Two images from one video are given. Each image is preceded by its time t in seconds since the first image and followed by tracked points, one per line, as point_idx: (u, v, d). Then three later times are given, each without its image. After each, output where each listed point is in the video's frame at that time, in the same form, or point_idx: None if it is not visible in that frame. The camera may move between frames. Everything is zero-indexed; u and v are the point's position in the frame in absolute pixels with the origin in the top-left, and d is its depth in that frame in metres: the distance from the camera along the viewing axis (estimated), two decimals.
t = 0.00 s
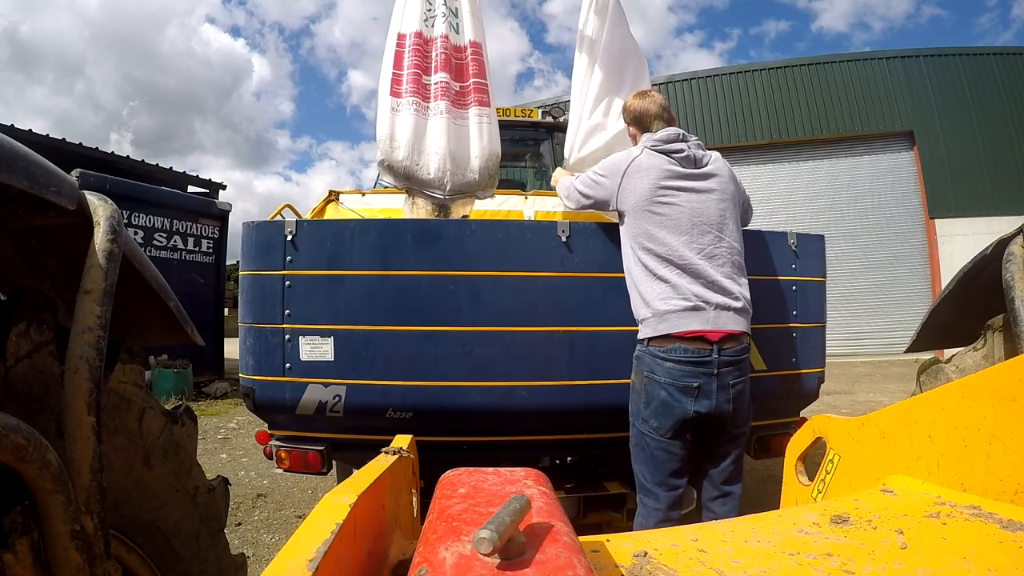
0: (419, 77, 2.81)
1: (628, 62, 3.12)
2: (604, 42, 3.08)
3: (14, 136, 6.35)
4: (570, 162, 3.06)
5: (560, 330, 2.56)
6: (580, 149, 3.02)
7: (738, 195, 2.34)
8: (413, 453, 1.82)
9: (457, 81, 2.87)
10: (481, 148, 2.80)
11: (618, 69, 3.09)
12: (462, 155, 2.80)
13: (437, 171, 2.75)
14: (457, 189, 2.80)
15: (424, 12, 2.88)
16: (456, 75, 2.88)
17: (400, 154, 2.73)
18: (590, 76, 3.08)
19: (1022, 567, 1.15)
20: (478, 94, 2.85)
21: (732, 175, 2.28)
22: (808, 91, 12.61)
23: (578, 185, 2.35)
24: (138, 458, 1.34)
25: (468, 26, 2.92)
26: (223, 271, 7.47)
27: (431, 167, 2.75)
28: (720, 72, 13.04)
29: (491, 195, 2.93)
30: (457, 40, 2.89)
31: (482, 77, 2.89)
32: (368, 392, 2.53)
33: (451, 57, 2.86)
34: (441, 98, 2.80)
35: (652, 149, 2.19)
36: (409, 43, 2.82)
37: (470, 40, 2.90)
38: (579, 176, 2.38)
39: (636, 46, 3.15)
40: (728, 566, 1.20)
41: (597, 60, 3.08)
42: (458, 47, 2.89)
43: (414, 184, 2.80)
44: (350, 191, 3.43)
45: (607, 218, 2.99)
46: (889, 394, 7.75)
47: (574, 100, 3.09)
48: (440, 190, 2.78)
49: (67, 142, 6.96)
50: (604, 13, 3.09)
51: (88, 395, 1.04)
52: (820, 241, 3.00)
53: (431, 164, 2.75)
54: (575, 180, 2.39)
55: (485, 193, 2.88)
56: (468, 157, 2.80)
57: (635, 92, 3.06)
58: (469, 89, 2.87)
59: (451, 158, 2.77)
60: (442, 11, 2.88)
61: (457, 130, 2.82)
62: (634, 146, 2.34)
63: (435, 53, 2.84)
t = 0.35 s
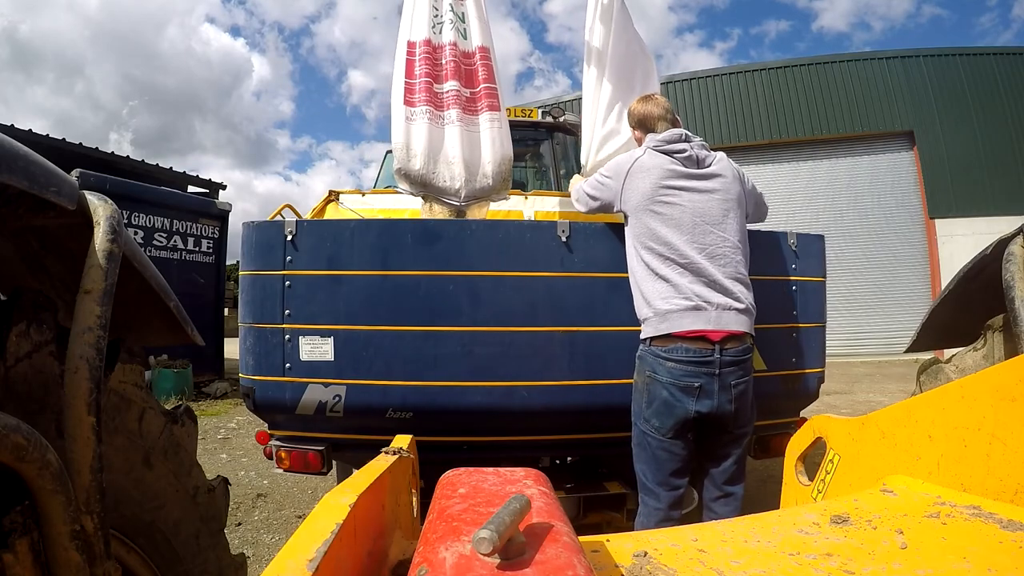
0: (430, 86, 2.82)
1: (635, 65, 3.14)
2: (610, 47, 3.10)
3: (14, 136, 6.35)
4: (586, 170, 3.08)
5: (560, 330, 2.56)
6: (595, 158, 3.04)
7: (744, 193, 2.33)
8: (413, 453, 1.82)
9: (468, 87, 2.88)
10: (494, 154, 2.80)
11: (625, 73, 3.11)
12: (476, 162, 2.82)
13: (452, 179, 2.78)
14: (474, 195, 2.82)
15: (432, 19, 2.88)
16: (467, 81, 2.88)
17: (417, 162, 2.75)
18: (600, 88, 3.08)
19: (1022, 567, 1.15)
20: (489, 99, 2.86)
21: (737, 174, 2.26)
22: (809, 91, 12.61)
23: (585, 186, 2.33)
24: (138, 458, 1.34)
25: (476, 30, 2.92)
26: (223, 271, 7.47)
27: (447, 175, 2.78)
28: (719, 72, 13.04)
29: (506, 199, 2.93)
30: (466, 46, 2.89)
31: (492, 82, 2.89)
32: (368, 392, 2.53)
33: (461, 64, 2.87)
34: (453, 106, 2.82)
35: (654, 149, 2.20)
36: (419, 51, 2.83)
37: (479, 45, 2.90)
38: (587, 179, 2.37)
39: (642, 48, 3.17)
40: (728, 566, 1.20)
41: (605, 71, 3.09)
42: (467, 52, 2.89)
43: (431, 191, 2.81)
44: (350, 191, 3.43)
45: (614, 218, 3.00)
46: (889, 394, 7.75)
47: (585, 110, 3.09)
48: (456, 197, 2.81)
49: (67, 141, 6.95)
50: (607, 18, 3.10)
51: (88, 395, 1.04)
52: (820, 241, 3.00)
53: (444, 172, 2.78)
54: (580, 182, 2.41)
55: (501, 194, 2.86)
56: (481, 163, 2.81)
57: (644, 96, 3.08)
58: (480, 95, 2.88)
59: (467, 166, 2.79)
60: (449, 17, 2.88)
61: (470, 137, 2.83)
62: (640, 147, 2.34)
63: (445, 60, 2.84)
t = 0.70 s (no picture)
0: (432, 94, 2.83)
1: (636, 66, 3.15)
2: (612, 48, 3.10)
3: (14, 136, 6.35)
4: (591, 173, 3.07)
5: (560, 330, 2.56)
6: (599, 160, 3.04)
7: (750, 195, 2.33)
8: (413, 453, 1.82)
9: (469, 93, 2.88)
10: (495, 159, 2.80)
11: (628, 72, 3.12)
12: (477, 167, 2.83)
13: (455, 187, 2.79)
14: (476, 200, 2.82)
15: (432, 25, 2.88)
16: (468, 87, 2.88)
17: (421, 172, 2.78)
18: (602, 90, 3.09)
19: (1022, 566, 1.15)
20: (490, 104, 2.85)
21: (743, 176, 2.27)
22: (809, 91, 12.61)
23: (592, 188, 2.34)
24: (138, 458, 1.34)
25: (477, 34, 2.91)
26: (223, 271, 7.47)
27: (450, 183, 2.80)
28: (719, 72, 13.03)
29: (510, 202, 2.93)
30: (466, 51, 2.89)
31: (493, 86, 2.88)
32: (368, 392, 2.53)
33: (462, 69, 2.87)
34: (455, 113, 2.82)
35: (661, 150, 2.20)
36: (420, 59, 2.84)
37: (479, 49, 2.89)
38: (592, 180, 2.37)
39: (643, 48, 3.17)
40: (728, 566, 1.20)
41: (608, 73, 3.09)
42: (467, 57, 2.89)
43: (435, 200, 2.83)
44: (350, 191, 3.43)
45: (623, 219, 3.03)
46: (889, 394, 7.75)
47: (587, 111, 3.09)
48: (459, 204, 2.82)
49: (67, 142, 6.95)
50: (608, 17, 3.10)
51: (88, 395, 1.04)
52: (820, 241, 3.00)
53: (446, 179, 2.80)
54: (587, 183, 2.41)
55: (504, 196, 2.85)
56: (482, 169, 2.81)
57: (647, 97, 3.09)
58: (481, 100, 2.87)
59: (469, 172, 2.80)
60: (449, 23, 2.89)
61: (472, 144, 2.84)
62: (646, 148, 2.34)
63: (446, 67, 2.85)
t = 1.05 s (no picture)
0: (423, 96, 2.83)
1: (637, 65, 3.14)
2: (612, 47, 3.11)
3: (14, 136, 6.35)
4: (591, 173, 3.09)
5: (560, 330, 2.56)
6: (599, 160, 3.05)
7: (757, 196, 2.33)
8: (413, 453, 1.82)
9: (462, 95, 2.88)
10: (486, 161, 2.80)
11: (628, 71, 3.12)
12: (468, 170, 2.84)
13: (445, 189, 2.81)
14: (467, 203, 2.83)
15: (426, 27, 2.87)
16: (460, 89, 2.89)
17: (411, 175, 2.78)
18: (602, 90, 3.09)
19: (1022, 566, 1.15)
20: (482, 106, 2.84)
21: (752, 178, 2.27)
22: (809, 91, 12.61)
23: (597, 187, 2.34)
24: (138, 458, 1.34)
25: (471, 36, 2.89)
26: (223, 271, 7.48)
27: (440, 185, 2.81)
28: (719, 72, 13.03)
29: (502, 203, 2.94)
30: (460, 53, 2.88)
31: (485, 89, 2.87)
32: (368, 392, 2.53)
33: (454, 72, 2.87)
34: (447, 116, 2.84)
35: (671, 150, 2.20)
36: (412, 62, 2.83)
37: (473, 51, 2.88)
38: (597, 180, 2.37)
39: (644, 46, 3.17)
40: (728, 566, 1.20)
41: (608, 73, 3.09)
42: (460, 59, 2.89)
43: (426, 202, 2.85)
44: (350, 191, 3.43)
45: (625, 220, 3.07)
46: (889, 394, 7.75)
47: (587, 111, 3.10)
48: (448, 207, 2.83)
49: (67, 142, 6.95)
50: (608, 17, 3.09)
51: (88, 395, 1.04)
52: (820, 241, 3.00)
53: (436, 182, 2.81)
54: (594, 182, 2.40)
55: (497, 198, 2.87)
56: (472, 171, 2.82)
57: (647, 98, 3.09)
58: (473, 103, 2.87)
59: (459, 175, 2.82)
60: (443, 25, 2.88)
61: (462, 147, 2.85)
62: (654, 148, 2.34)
63: (439, 70, 2.85)
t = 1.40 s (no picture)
0: (415, 92, 2.83)
1: (639, 64, 3.14)
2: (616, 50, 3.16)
3: (13, 136, 6.35)
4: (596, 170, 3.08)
5: (560, 330, 2.56)
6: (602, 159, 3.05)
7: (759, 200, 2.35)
8: (413, 453, 1.82)
9: (453, 93, 2.88)
10: (476, 160, 2.80)
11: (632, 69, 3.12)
12: (458, 167, 2.84)
13: (434, 186, 2.81)
14: (455, 201, 2.83)
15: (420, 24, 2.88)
16: (452, 86, 2.88)
17: (400, 170, 2.79)
18: (605, 90, 3.09)
19: (1022, 566, 1.15)
20: (473, 104, 2.83)
21: (757, 180, 2.30)
22: (808, 91, 12.61)
23: (602, 184, 2.33)
24: (138, 458, 1.34)
25: (465, 33, 2.90)
26: (223, 271, 7.48)
27: (429, 182, 2.81)
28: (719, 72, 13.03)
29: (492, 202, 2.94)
30: (453, 51, 2.88)
31: (478, 86, 2.86)
32: (368, 392, 2.53)
33: (447, 69, 2.86)
34: (438, 112, 2.83)
35: (680, 147, 2.21)
36: (404, 57, 2.84)
37: (466, 49, 2.88)
38: (602, 177, 2.36)
39: (645, 44, 3.17)
40: (728, 566, 1.20)
41: (611, 73, 3.09)
42: (453, 57, 2.89)
43: (414, 199, 2.85)
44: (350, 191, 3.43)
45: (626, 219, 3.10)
46: (889, 394, 7.75)
47: (591, 111, 3.10)
48: (436, 204, 2.83)
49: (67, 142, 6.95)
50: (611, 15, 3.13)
51: (88, 395, 1.04)
52: (820, 241, 3.00)
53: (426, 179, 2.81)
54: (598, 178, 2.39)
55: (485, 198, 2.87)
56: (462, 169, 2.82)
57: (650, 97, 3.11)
58: (464, 100, 2.86)
59: (449, 172, 2.82)
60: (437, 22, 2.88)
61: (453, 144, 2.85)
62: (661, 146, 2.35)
63: (432, 66, 2.85)
